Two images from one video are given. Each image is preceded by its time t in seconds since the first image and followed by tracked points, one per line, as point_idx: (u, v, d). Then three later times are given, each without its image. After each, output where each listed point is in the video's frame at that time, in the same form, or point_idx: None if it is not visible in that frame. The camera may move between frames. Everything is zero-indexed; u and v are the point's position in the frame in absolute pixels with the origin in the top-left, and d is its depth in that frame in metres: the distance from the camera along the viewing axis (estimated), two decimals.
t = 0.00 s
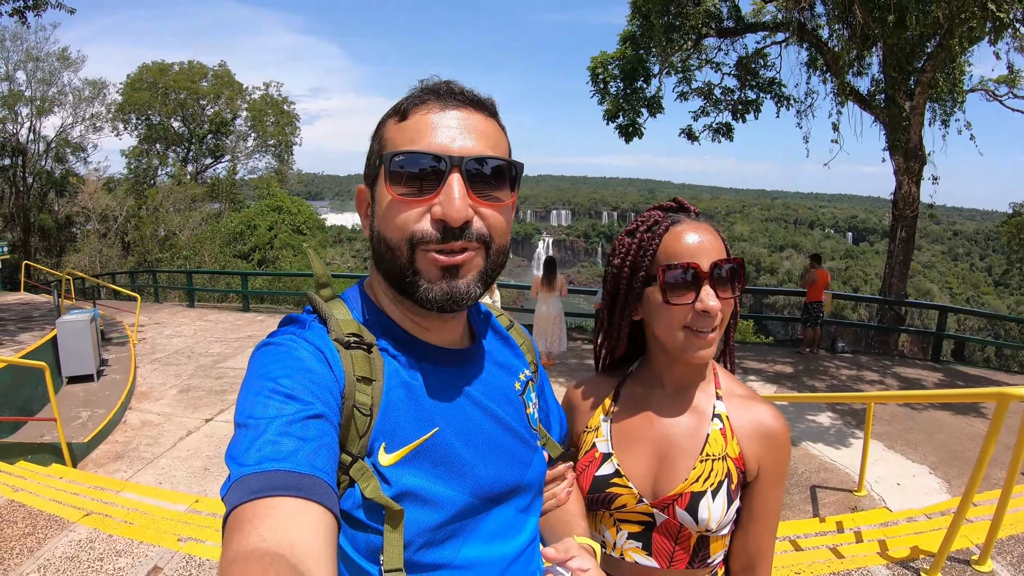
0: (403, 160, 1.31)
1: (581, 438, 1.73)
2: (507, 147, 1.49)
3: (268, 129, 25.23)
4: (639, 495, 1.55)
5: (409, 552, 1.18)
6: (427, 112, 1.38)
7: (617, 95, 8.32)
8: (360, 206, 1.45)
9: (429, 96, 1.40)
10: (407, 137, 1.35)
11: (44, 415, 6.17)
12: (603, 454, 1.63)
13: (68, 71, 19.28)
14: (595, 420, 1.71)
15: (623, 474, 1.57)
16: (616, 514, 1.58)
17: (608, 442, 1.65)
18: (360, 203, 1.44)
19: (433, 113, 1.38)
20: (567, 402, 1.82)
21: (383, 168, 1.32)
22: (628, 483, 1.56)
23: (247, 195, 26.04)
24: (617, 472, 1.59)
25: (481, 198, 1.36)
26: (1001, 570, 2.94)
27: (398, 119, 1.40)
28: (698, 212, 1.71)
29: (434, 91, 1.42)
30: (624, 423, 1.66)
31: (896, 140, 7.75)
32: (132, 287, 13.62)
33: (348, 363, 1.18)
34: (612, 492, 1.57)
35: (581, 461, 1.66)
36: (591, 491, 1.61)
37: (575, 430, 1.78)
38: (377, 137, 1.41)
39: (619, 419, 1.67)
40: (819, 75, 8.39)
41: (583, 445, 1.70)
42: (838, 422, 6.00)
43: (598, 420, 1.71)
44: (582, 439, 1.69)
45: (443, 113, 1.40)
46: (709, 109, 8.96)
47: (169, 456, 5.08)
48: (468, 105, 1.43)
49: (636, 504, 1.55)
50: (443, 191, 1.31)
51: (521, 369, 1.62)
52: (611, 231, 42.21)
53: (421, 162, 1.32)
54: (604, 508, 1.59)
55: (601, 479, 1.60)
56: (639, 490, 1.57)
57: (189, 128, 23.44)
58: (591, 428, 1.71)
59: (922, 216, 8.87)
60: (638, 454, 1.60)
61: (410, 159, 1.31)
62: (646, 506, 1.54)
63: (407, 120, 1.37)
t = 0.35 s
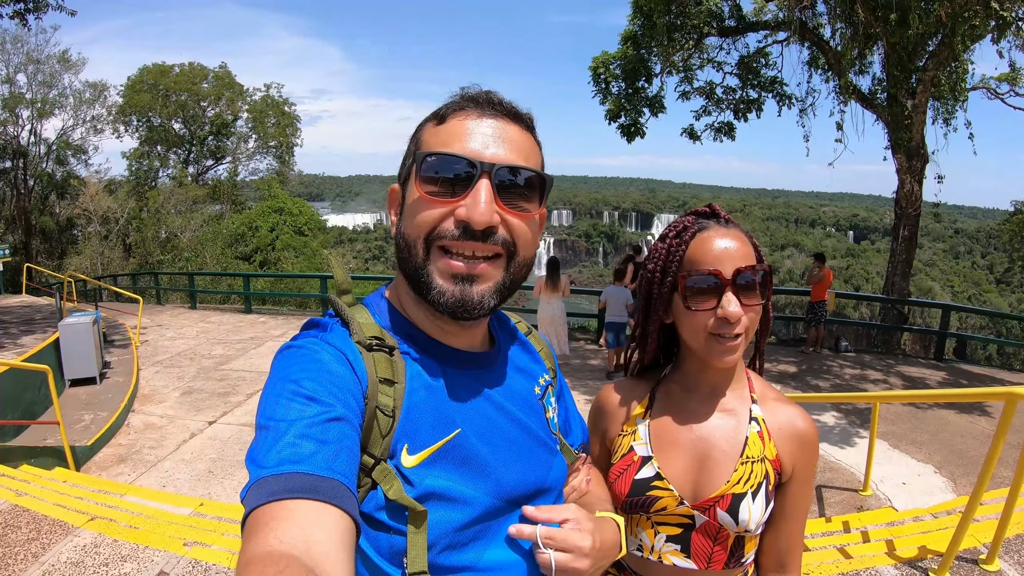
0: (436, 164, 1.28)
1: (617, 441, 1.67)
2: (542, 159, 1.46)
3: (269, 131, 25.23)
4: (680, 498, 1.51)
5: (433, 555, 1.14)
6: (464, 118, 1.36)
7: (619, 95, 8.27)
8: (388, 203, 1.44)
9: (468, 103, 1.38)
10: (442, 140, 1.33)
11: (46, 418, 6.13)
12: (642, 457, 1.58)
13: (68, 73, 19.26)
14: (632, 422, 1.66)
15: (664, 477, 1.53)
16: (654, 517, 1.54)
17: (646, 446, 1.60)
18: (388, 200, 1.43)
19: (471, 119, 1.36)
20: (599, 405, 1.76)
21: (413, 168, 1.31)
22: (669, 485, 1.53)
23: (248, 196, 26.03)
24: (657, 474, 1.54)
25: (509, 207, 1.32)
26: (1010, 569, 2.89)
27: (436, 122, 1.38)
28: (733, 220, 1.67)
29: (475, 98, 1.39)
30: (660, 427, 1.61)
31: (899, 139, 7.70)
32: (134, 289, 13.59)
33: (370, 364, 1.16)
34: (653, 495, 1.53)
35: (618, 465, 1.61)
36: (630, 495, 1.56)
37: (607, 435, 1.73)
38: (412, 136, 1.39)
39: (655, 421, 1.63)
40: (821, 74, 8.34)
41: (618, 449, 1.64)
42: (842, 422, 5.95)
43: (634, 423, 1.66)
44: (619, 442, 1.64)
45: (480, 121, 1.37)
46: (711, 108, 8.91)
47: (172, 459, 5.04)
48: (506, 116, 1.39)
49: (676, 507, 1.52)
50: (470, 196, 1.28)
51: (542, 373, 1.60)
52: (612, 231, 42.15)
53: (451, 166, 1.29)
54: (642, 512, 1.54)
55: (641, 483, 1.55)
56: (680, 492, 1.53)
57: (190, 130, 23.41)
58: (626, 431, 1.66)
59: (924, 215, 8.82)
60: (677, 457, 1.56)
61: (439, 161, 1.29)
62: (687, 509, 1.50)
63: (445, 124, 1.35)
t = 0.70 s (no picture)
0: (440, 163, 1.26)
1: (625, 437, 1.66)
2: (543, 156, 1.44)
3: (268, 132, 25.20)
4: (687, 494, 1.50)
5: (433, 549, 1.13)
6: (467, 115, 1.33)
7: (617, 94, 8.26)
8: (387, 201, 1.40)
9: (471, 99, 1.35)
10: (446, 138, 1.30)
11: (46, 421, 6.12)
12: (649, 453, 1.57)
13: (66, 76, 19.25)
14: (640, 418, 1.65)
15: (671, 473, 1.52)
16: (661, 513, 1.53)
17: (655, 441, 1.58)
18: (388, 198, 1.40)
19: (474, 116, 1.34)
20: (607, 401, 1.75)
21: (420, 168, 1.28)
22: (676, 481, 1.52)
23: (248, 198, 26.03)
24: (665, 470, 1.53)
25: (514, 206, 1.31)
26: (1012, 565, 2.88)
27: (437, 119, 1.35)
28: (736, 214, 1.65)
29: (477, 94, 1.37)
30: (668, 424, 1.60)
31: (898, 136, 7.69)
32: (134, 291, 13.57)
33: (370, 359, 1.15)
34: (659, 491, 1.52)
35: (626, 462, 1.60)
36: (638, 491, 1.55)
37: (616, 433, 1.72)
38: (414, 135, 1.36)
39: (664, 416, 1.62)
40: (819, 72, 8.32)
41: (626, 445, 1.63)
42: (843, 419, 5.93)
43: (644, 418, 1.65)
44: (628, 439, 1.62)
45: (484, 117, 1.34)
46: (709, 107, 8.90)
47: (173, 461, 5.03)
48: (508, 113, 1.37)
49: (683, 503, 1.51)
50: (478, 193, 1.26)
51: (541, 368, 1.58)
52: (611, 230, 42.19)
53: (455, 164, 1.27)
54: (648, 507, 1.54)
55: (647, 479, 1.54)
56: (686, 488, 1.52)
57: (189, 132, 23.40)
58: (636, 426, 1.65)
59: (923, 212, 8.80)
60: (684, 453, 1.55)
61: (447, 160, 1.27)
62: (693, 505, 1.50)
63: (448, 121, 1.33)
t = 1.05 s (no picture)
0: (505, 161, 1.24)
1: (624, 435, 1.66)
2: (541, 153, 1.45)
3: (268, 136, 25.23)
4: (684, 493, 1.50)
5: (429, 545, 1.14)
6: (493, 112, 1.30)
7: (616, 96, 8.25)
8: (399, 202, 1.30)
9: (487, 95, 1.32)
10: (487, 135, 1.26)
11: (46, 425, 6.11)
12: (647, 451, 1.57)
13: (65, 80, 19.27)
14: (638, 417, 1.64)
15: (669, 471, 1.52)
16: (658, 511, 1.53)
17: (653, 439, 1.58)
18: (402, 198, 1.28)
19: (497, 113, 1.31)
20: (606, 399, 1.75)
21: (476, 165, 1.23)
22: (673, 480, 1.51)
23: (248, 201, 26.05)
24: (662, 468, 1.53)
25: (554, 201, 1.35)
26: (1016, 564, 2.87)
27: (468, 116, 1.29)
28: (734, 211, 1.65)
29: (491, 92, 1.34)
30: (667, 422, 1.60)
31: (897, 137, 7.69)
32: (135, 296, 13.55)
33: (368, 357, 1.14)
34: (656, 489, 1.52)
35: (625, 459, 1.60)
36: (634, 489, 1.55)
37: (614, 430, 1.71)
38: (446, 129, 1.27)
39: (662, 415, 1.61)
40: (818, 73, 8.33)
41: (624, 443, 1.63)
42: (845, 420, 5.92)
43: (643, 417, 1.64)
44: (627, 437, 1.62)
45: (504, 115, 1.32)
46: (709, 109, 8.91)
47: (173, 465, 5.02)
48: (520, 112, 1.37)
49: (680, 501, 1.50)
50: (536, 190, 1.27)
51: (540, 367, 1.57)
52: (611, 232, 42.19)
53: (508, 161, 1.25)
54: (646, 505, 1.54)
55: (645, 477, 1.54)
56: (683, 486, 1.52)
57: (189, 136, 23.42)
58: (636, 424, 1.65)
59: (923, 212, 8.81)
60: (682, 451, 1.55)
61: (507, 157, 1.25)
62: (690, 504, 1.49)
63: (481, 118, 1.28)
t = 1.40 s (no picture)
0: (521, 164, 1.26)
1: (622, 436, 1.66)
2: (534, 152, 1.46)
3: (269, 141, 25.29)
4: (680, 493, 1.50)
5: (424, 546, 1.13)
6: (504, 117, 1.30)
7: (617, 100, 8.27)
8: (400, 201, 1.27)
9: (494, 99, 1.33)
10: (488, 139, 1.26)
11: (48, 430, 6.10)
12: (644, 450, 1.57)
13: (66, 86, 19.32)
14: (637, 416, 1.64)
15: (665, 472, 1.52)
16: (654, 512, 1.53)
17: (649, 439, 1.59)
18: (403, 198, 1.26)
19: (506, 116, 1.31)
20: (604, 399, 1.75)
21: (488, 168, 1.23)
22: (669, 479, 1.52)
23: (249, 208, 26.10)
24: (658, 468, 1.53)
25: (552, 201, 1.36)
26: (1021, 565, 2.86)
27: (474, 119, 1.28)
28: (734, 211, 1.64)
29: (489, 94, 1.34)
30: (663, 423, 1.60)
31: (898, 139, 7.69)
32: (135, 302, 13.54)
33: (363, 357, 1.14)
34: (652, 488, 1.52)
35: (622, 460, 1.60)
36: (630, 489, 1.55)
37: (613, 431, 1.71)
38: (451, 129, 1.26)
39: (661, 415, 1.61)
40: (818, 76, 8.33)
41: (623, 443, 1.64)
42: (847, 422, 5.91)
43: (641, 416, 1.64)
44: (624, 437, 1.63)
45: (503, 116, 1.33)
46: (709, 112, 8.92)
47: (174, 471, 5.01)
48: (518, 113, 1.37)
49: (675, 502, 1.50)
50: (540, 192, 1.28)
51: (536, 368, 1.57)
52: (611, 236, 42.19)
53: (514, 164, 1.25)
54: (642, 505, 1.54)
55: (641, 476, 1.54)
56: (680, 486, 1.52)
57: (190, 142, 23.48)
58: (633, 424, 1.65)
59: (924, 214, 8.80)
60: (678, 450, 1.55)
61: (515, 162, 1.26)
62: (686, 504, 1.49)
63: (493, 121, 1.28)
